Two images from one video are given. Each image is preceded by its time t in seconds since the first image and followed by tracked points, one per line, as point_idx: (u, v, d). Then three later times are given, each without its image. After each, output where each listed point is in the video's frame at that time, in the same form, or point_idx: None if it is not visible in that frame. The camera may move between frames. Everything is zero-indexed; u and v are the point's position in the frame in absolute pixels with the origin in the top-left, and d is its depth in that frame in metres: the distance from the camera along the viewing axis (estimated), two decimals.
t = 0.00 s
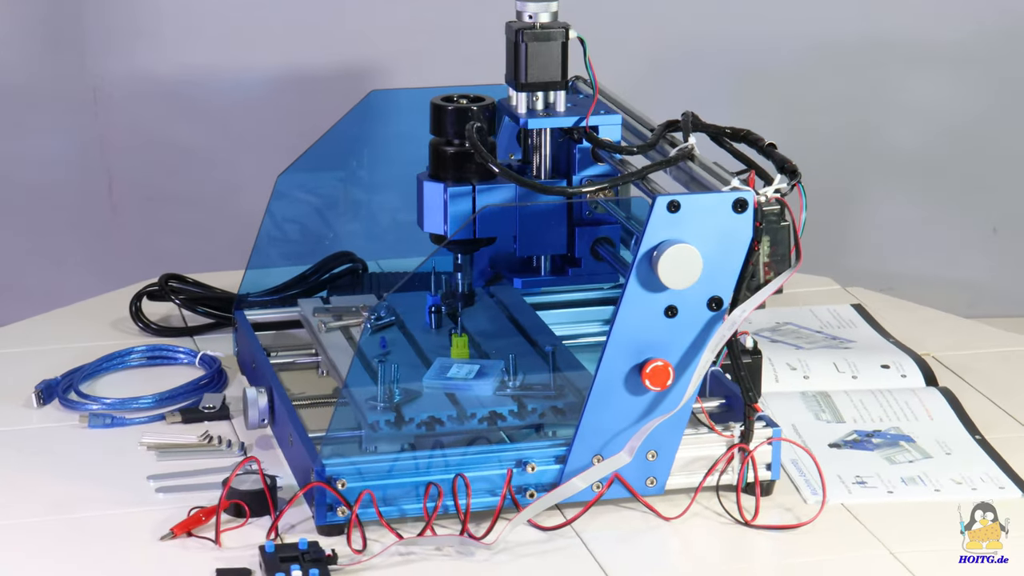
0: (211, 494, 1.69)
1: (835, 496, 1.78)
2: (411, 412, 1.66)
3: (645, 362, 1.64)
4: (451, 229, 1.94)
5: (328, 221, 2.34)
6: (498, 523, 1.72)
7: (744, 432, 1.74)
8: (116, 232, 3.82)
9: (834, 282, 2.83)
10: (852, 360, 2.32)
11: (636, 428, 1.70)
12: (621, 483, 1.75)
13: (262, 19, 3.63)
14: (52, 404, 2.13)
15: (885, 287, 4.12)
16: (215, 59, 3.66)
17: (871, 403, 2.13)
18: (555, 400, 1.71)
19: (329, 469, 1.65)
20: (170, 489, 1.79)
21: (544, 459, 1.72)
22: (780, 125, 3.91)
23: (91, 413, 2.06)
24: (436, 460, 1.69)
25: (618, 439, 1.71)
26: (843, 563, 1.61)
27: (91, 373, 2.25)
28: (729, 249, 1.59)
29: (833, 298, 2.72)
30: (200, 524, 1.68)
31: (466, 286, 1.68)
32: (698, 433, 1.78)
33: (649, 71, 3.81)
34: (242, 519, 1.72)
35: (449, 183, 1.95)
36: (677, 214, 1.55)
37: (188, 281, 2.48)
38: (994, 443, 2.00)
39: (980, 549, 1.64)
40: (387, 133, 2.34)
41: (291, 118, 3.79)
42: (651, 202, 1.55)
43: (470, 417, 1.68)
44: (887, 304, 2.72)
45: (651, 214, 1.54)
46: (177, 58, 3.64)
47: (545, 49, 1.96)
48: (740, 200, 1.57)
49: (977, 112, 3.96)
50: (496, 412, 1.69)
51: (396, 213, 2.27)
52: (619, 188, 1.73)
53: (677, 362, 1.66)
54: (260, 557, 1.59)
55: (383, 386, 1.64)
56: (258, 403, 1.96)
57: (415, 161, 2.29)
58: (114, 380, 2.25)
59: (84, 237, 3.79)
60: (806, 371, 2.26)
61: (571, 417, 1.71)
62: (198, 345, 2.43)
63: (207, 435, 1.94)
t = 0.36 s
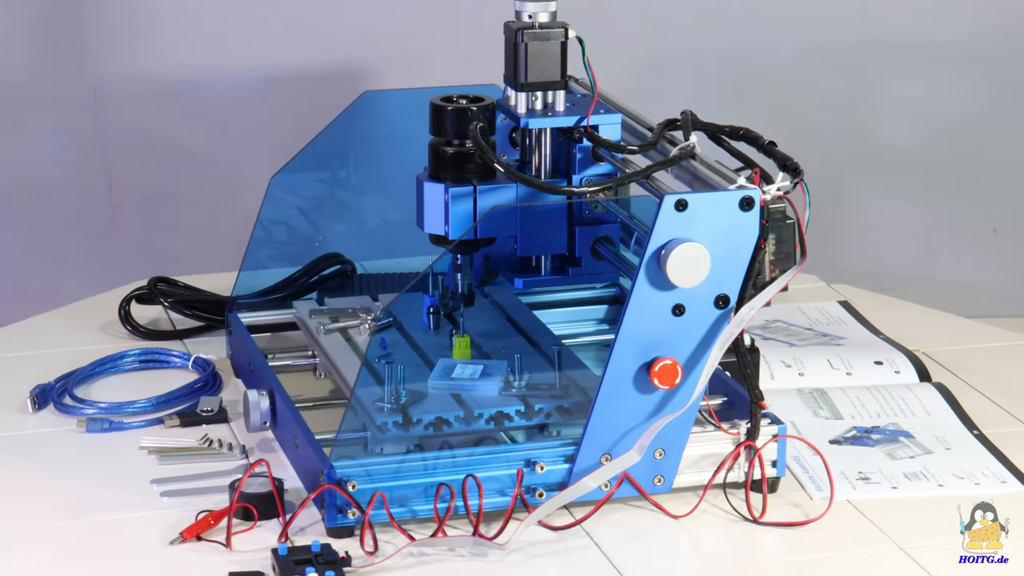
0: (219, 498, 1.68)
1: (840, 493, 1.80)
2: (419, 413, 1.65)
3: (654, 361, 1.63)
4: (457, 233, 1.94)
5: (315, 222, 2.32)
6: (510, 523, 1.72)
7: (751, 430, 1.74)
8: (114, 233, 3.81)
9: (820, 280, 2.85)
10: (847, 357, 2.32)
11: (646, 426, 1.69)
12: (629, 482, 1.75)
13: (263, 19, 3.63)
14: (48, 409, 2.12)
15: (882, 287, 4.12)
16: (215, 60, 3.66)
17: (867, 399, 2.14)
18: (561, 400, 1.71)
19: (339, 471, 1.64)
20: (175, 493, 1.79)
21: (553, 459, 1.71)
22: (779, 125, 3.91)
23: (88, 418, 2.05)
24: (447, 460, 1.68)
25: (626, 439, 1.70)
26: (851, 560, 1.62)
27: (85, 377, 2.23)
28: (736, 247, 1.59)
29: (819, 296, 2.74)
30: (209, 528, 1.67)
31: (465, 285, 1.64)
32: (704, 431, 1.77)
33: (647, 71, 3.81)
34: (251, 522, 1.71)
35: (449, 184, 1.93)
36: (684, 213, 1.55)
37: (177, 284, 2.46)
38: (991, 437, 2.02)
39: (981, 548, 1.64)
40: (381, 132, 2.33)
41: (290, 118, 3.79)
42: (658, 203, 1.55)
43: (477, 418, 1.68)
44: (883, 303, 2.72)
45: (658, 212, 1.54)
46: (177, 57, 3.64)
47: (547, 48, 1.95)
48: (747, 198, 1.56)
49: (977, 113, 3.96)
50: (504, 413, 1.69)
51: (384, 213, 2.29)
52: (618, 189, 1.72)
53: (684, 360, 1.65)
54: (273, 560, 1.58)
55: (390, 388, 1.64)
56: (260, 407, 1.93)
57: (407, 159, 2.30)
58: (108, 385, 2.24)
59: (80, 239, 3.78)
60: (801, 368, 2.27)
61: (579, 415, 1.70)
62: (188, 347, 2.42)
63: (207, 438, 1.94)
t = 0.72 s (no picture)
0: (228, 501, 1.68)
1: (845, 489, 1.81)
2: (426, 415, 1.65)
3: (662, 360, 1.64)
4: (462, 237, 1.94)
5: (303, 224, 2.30)
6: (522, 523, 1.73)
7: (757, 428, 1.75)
8: (116, 234, 3.80)
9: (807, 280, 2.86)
10: (840, 353, 2.33)
11: (657, 423, 1.70)
12: (638, 482, 1.75)
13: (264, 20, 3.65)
14: (43, 414, 2.10)
15: (881, 288, 4.11)
16: (216, 60, 3.66)
17: (863, 395, 2.15)
18: (567, 400, 1.70)
19: (349, 473, 1.65)
20: (180, 497, 1.78)
21: (562, 458, 1.72)
22: (779, 125, 3.91)
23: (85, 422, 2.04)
24: (455, 460, 1.69)
25: (636, 438, 1.71)
26: (860, 557, 1.63)
27: (78, 382, 2.22)
28: (742, 245, 1.60)
29: (804, 293, 2.74)
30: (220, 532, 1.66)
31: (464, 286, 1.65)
32: (711, 429, 1.78)
33: (644, 72, 3.81)
34: (260, 525, 1.70)
35: (448, 184, 1.93)
36: (691, 211, 1.56)
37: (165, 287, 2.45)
38: (988, 432, 2.04)
39: (980, 548, 1.64)
40: (376, 135, 2.34)
41: (290, 118, 3.79)
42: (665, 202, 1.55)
43: (485, 419, 1.68)
44: (881, 304, 2.71)
45: (666, 211, 1.55)
46: (177, 57, 3.64)
47: (547, 48, 1.95)
48: (753, 196, 1.57)
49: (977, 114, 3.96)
50: (510, 413, 1.69)
51: (371, 215, 2.35)
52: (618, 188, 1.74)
53: (692, 359, 1.66)
54: (286, 563, 1.58)
55: (397, 388, 1.64)
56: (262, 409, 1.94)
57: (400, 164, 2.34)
58: (103, 390, 2.23)
59: (76, 240, 3.77)
60: (795, 365, 2.27)
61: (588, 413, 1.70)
62: (178, 350, 2.42)
63: (207, 442, 1.93)
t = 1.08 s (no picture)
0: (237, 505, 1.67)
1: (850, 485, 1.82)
2: (434, 416, 1.66)
3: (670, 358, 1.66)
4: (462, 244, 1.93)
5: (290, 226, 2.29)
6: (535, 523, 1.74)
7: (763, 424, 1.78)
8: (118, 233, 3.79)
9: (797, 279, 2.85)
10: (833, 349, 2.34)
11: (667, 421, 1.72)
12: (647, 481, 1.77)
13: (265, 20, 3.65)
14: (39, 419, 2.09)
15: (879, 288, 4.09)
16: (217, 60, 3.66)
17: (859, 392, 2.17)
18: (573, 399, 1.71)
19: (360, 476, 1.66)
20: (185, 501, 1.78)
21: (572, 457, 1.73)
22: (779, 126, 3.91)
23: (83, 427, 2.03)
24: (465, 461, 1.70)
25: (645, 437, 1.73)
26: (870, 551, 1.65)
27: (74, 386, 2.21)
28: (749, 243, 1.63)
29: (793, 291, 2.74)
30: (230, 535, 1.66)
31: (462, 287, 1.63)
32: (718, 427, 1.81)
33: (642, 72, 3.80)
34: (269, 528, 1.70)
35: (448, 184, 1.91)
36: (698, 210, 1.59)
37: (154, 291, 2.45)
38: (986, 427, 2.07)
39: (980, 549, 1.65)
40: (364, 136, 2.33)
41: (291, 119, 3.80)
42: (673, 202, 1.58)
43: (492, 419, 1.69)
44: (880, 304, 2.70)
45: (674, 209, 1.58)
46: (178, 58, 3.64)
47: (548, 47, 1.95)
48: (760, 194, 1.61)
49: (977, 115, 3.95)
50: (517, 413, 1.70)
51: (362, 217, 2.33)
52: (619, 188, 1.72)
53: (699, 357, 1.69)
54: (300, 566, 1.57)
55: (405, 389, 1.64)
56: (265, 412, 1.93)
57: (391, 167, 2.33)
58: (97, 395, 2.21)
59: (72, 241, 3.76)
60: (789, 362, 2.28)
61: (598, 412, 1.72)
62: (169, 353, 2.41)
63: (208, 445, 1.93)
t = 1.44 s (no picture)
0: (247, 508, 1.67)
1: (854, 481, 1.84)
2: (442, 416, 1.64)
3: (678, 357, 1.67)
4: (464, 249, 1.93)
5: (278, 228, 2.27)
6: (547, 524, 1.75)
7: (768, 423, 1.79)
8: (118, 232, 3.78)
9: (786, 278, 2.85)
10: (825, 347, 2.36)
11: (677, 419, 1.73)
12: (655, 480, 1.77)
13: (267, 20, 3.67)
14: (36, 425, 2.07)
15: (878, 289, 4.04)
16: (218, 60, 3.67)
17: (854, 388, 2.18)
18: (578, 399, 1.71)
19: (371, 478, 1.65)
20: (191, 506, 1.77)
21: (579, 456, 1.73)
22: (777, 126, 3.92)
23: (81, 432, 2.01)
24: (472, 461, 1.69)
25: (654, 435, 1.74)
26: (877, 548, 1.67)
27: (70, 391, 2.19)
28: (755, 241, 1.64)
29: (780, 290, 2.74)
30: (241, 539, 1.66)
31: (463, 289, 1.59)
32: (723, 425, 1.81)
33: (641, 73, 3.83)
34: (278, 532, 1.70)
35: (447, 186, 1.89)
36: (705, 209, 1.60)
37: (144, 294, 2.43)
38: (982, 422, 2.09)
39: (980, 548, 1.66)
40: (351, 136, 2.31)
41: (290, 119, 3.81)
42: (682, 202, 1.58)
43: (500, 420, 1.68)
44: (876, 304, 2.69)
45: (681, 209, 1.58)
46: (178, 58, 3.64)
47: (548, 47, 1.95)
48: (766, 192, 1.62)
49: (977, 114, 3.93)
50: (524, 413, 1.69)
51: (351, 217, 2.35)
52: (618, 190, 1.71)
53: (707, 355, 1.70)
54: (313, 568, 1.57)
55: (412, 390, 1.62)
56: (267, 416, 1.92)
57: (380, 168, 2.35)
58: (93, 398, 2.19)
59: (69, 242, 3.75)
60: (783, 360, 2.28)
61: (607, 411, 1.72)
62: (160, 357, 2.39)
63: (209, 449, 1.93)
